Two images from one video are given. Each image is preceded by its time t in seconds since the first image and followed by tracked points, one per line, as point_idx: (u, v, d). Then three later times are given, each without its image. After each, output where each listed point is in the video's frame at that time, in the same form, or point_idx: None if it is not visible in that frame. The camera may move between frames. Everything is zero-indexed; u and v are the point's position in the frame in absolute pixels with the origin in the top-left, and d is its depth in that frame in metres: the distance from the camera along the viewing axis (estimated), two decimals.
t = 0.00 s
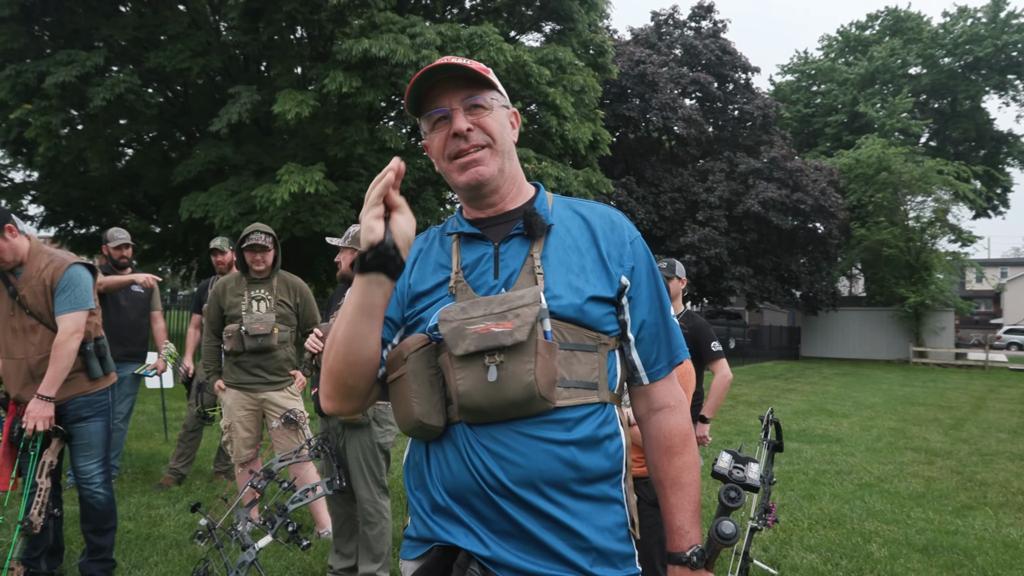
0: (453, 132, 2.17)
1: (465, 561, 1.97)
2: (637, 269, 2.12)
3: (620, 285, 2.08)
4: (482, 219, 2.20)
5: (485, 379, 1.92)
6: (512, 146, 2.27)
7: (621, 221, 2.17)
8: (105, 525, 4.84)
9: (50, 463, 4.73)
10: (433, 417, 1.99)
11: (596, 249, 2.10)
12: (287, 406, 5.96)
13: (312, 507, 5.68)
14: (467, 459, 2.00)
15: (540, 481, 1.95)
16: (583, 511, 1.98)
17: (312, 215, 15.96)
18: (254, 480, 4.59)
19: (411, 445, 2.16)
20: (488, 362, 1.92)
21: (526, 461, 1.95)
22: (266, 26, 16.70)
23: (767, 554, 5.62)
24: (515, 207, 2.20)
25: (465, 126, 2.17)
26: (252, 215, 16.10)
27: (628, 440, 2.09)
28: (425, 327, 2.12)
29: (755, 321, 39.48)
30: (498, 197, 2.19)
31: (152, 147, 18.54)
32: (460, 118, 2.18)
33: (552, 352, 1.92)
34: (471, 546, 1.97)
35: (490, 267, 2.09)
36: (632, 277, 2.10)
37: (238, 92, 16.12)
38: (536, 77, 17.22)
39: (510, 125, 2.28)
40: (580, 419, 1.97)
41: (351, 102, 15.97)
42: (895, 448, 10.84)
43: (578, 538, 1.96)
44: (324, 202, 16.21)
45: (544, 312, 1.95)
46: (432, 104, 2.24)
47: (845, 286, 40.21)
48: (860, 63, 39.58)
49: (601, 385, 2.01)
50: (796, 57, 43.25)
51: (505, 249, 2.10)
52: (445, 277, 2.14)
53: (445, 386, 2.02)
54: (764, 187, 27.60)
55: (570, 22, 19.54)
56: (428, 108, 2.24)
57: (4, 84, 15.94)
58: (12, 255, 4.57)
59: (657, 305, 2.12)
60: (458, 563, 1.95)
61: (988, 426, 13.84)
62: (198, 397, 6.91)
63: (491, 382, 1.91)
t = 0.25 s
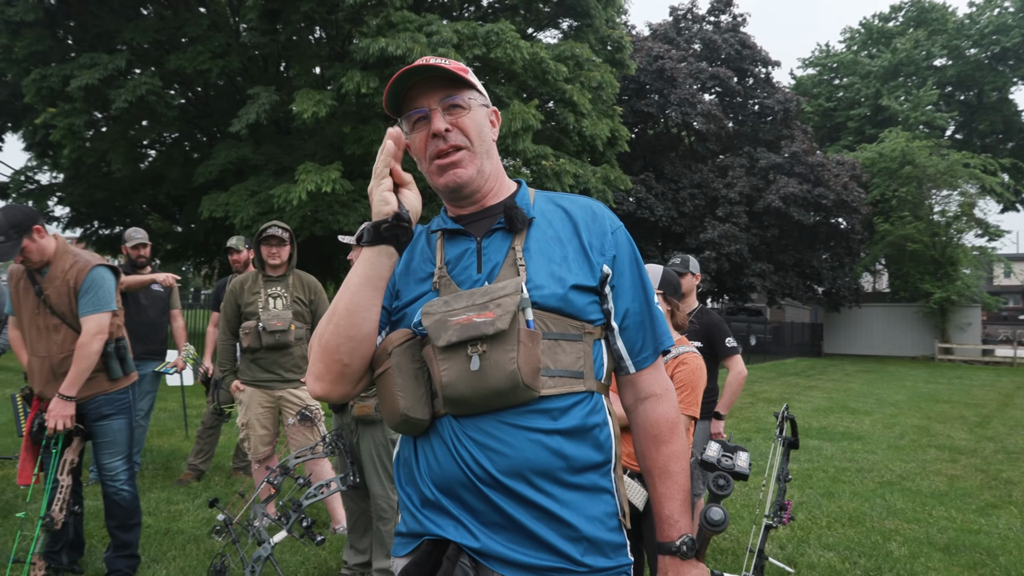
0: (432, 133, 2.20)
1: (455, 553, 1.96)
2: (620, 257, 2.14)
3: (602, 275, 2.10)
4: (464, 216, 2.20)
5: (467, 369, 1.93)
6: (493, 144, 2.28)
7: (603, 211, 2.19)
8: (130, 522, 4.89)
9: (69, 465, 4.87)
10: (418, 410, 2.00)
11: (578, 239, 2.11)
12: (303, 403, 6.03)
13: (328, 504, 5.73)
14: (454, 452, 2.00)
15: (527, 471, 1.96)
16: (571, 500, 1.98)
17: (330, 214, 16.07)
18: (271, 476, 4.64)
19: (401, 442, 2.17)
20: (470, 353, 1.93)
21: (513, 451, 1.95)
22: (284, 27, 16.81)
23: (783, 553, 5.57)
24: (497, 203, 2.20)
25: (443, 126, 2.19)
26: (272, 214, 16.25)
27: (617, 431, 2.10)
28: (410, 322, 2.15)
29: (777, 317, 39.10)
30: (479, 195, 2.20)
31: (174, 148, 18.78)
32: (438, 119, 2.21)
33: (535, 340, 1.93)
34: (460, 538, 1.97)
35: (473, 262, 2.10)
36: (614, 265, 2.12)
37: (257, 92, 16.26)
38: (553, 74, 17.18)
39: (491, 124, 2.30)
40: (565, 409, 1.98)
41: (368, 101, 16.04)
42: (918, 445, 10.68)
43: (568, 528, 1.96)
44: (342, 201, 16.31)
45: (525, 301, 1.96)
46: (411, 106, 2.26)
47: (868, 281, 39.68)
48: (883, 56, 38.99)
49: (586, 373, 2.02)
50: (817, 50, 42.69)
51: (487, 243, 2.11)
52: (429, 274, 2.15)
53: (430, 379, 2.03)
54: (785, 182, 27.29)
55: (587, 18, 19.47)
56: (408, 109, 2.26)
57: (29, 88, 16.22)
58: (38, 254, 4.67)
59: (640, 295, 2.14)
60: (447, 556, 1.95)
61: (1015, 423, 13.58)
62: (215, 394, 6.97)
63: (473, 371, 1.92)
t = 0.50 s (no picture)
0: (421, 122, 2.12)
1: (450, 545, 1.97)
2: (615, 252, 2.16)
3: (597, 269, 2.11)
4: (458, 210, 2.19)
5: (462, 360, 1.95)
6: (486, 138, 2.23)
7: (598, 206, 2.21)
8: (150, 519, 5.00)
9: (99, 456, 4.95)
10: (414, 402, 2.01)
11: (574, 233, 2.13)
12: (322, 399, 6.07)
13: (347, 499, 5.80)
14: (450, 444, 2.01)
15: (523, 463, 1.97)
16: (566, 493, 2.01)
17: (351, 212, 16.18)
18: (291, 471, 4.71)
19: (396, 436, 2.18)
20: (465, 344, 1.94)
21: (509, 442, 1.97)
22: (304, 26, 16.93)
23: (803, 550, 5.51)
24: (491, 197, 2.19)
25: (434, 116, 2.11)
26: (293, 212, 16.40)
27: (612, 424, 2.12)
28: (405, 315, 2.16)
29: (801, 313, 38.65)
30: (471, 187, 2.17)
31: (198, 147, 19.02)
32: (428, 109, 2.13)
33: (530, 333, 1.95)
34: (455, 529, 1.98)
35: (468, 255, 2.11)
36: (610, 259, 2.13)
37: (278, 92, 16.41)
38: (572, 70, 17.09)
39: (485, 119, 2.25)
40: (561, 401, 2.00)
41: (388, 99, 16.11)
42: (945, 443, 10.50)
43: (563, 519, 1.98)
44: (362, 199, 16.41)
45: (520, 293, 1.98)
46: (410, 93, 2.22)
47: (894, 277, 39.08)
48: (910, 47, 38.32)
49: (581, 366, 2.05)
50: (842, 42, 42.05)
51: (483, 237, 2.12)
52: (426, 266, 2.16)
53: (425, 372, 2.05)
54: (809, 176, 26.93)
55: (607, 13, 19.37)
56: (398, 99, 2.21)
57: (57, 90, 16.52)
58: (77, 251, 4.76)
59: (636, 289, 2.16)
60: (442, 548, 1.96)
61: None
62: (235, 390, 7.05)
63: (468, 363, 1.93)
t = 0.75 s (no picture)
0: (430, 118, 2.15)
1: (455, 539, 1.98)
2: (619, 248, 2.15)
3: (601, 265, 2.11)
4: (463, 206, 2.22)
5: (466, 359, 1.96)
6: (492, 135, 2.25)
7: (603, 201, 2.20)
8: (166, 515, 5.09)
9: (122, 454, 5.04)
10: (419, 400, 2.01)
11: (578, 229, 2.13)
12: (338, 397, 6.11)
13: (363, 496, 5.86)
14: (455, 441, 2.02)
15: (529, 460, 1.98)
16: (571, 489, 2.01)
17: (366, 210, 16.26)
18: (308, 468, 4.75)
19: (402, 432, 2.19)
20: (469, 342, 1.95)
21: (514, 439, 1.97)
22: (319, 26, 17.00)
23: (821, 546, 5.47)
24: (495, 194, 2.21)
25: (442, 112, 2.14)
26: (309, 212, 16.52)
27: (617, 419, 2.12)
28: (409, 313, 2.17)
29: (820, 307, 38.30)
30: (476, 184, 2.20)
31: (216, 149, 19.20)
32: (437, 106, 2.16)
33: (534, 330, 1.95)
34: (460, 524, 1.98)
35: (472, 252, 2.12)
36: (614, 256, 2.13)
37: (293, 92, 16.50)
38: (586, 65, 17.04)
39: (493, 115, 2.26)
40: (565, 398, 2.00)
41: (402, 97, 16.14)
42: (967, 437, 10.36)
43: (567, 514, 1.99)
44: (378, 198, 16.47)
45: (524, 291, 1.98)
46: (418, 90, 2.23)
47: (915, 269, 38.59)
48: (929, 36, 37.77)
49: (586, 363, 2.05)
50: (860, 33, 41.52)
51: (487, 234, 2.13)
52: (430, 262, 2.16)
53: (431, 369, 2.06)
54: (827, 169, 26.65)
55: (620, 8, 19.28)
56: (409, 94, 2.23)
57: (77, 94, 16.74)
58: (111, 246, 4.89)
59: (640, 285, 2.16)
60: (447, 542, 1.96)
61: None
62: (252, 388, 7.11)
63: (472, 361, 1.95)
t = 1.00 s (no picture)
0: (445, 119, 2.15)
1: (474, 533, 2.00)
2: (634, 240, 2.12)
3: (615, 258, 2.09)
4: (477, 202, 2.21)
5: (479, 361, 1.97)
6: (505, 127, 2.24)
7: (617, 192, 2.17)
8: (184, 510, 5.15)
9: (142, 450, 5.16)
10: (437, 400, 2.04)
11: (591, 222, 2.10)
12: (356, 393, 6.14)
13: (382, 492, 5.93)
14: (473, 438, 2.03)
15: (546, 457, 1.98)
16: (589, 484, 2.01)
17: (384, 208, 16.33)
18: (326, 464, 4.78)
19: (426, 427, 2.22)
20: (482, 345, 1.97)
21: (530, 437, 1.98)
22: (336, 25, 17.08)
23: (842, 544, 5.42)
24: (509, 187, 2.19)
25: (456, 113, 2.14)
26: (328, 209, 16.63)
27: (637, 414, 2.11)
28: (426, 311, 2.18)
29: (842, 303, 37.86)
30: (491, 181, 2.18)
31: (236, 147, 19.37)
32: (451, 105, 2.15)
33: (546, 329, 1.95)
34: (479, 518, 2.01)
35: (486, 250, 2.11)
36: (628, 248, 2.10)
37: (312, 90, 16.60)
38: (604, 61, 16.97)
39: (505, 109, 2.24)
40: (581, 395, 2.00)
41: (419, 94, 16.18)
42: (993, 435, 10.19)
43: (585, 510, 1.99)
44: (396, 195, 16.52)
45: (536, 289, 1.98)
46: (428, 89, 2.21)
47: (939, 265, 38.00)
48: (954, 27, 37.12)
49: (602, 359, 2.04)
50: (883, 24, 40.91)
51: (500, 230, 2.12)
52: (445, 259, 2.17)
53: (446, 368, 2.07)
54: (849, 163, 26.30)
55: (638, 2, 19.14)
56: (422, 92, 2.21)
57: (100, 95, 16.98)
58: (137, 243, 5.02)
59: (657, 277, 2.12)
60: (466, 536, 1.99)
61: None
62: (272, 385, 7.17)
63: (485, 363, 1.96)
